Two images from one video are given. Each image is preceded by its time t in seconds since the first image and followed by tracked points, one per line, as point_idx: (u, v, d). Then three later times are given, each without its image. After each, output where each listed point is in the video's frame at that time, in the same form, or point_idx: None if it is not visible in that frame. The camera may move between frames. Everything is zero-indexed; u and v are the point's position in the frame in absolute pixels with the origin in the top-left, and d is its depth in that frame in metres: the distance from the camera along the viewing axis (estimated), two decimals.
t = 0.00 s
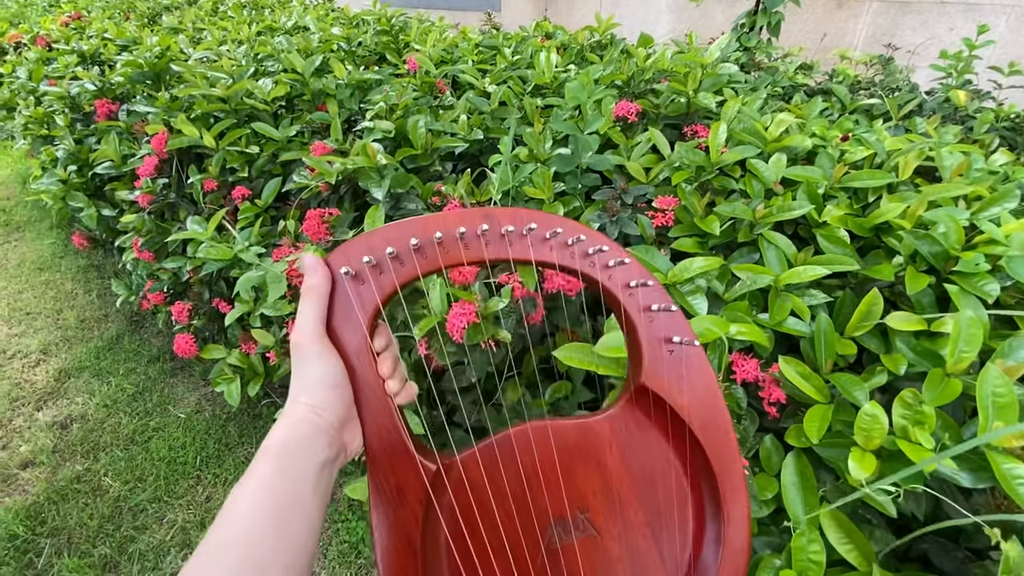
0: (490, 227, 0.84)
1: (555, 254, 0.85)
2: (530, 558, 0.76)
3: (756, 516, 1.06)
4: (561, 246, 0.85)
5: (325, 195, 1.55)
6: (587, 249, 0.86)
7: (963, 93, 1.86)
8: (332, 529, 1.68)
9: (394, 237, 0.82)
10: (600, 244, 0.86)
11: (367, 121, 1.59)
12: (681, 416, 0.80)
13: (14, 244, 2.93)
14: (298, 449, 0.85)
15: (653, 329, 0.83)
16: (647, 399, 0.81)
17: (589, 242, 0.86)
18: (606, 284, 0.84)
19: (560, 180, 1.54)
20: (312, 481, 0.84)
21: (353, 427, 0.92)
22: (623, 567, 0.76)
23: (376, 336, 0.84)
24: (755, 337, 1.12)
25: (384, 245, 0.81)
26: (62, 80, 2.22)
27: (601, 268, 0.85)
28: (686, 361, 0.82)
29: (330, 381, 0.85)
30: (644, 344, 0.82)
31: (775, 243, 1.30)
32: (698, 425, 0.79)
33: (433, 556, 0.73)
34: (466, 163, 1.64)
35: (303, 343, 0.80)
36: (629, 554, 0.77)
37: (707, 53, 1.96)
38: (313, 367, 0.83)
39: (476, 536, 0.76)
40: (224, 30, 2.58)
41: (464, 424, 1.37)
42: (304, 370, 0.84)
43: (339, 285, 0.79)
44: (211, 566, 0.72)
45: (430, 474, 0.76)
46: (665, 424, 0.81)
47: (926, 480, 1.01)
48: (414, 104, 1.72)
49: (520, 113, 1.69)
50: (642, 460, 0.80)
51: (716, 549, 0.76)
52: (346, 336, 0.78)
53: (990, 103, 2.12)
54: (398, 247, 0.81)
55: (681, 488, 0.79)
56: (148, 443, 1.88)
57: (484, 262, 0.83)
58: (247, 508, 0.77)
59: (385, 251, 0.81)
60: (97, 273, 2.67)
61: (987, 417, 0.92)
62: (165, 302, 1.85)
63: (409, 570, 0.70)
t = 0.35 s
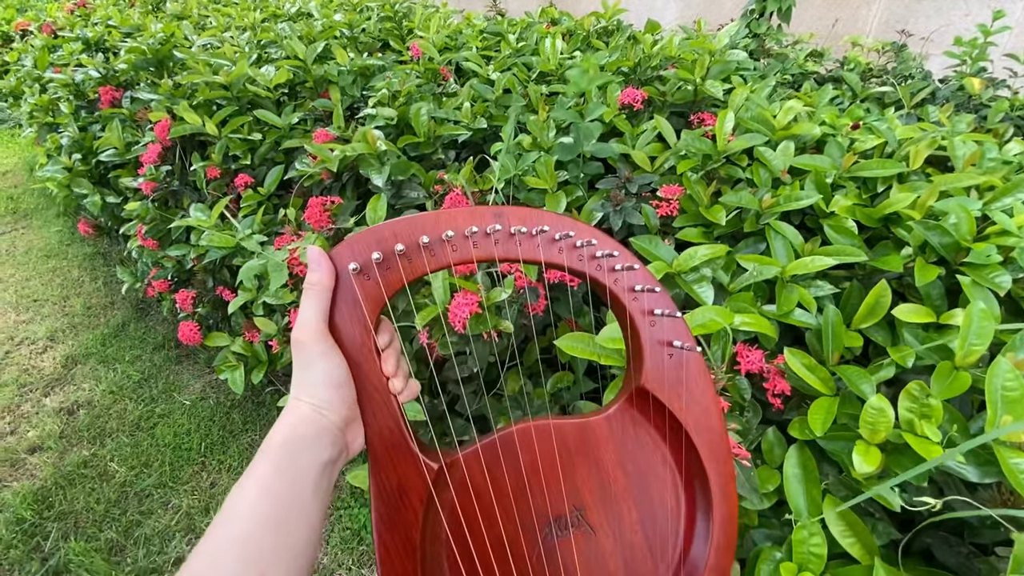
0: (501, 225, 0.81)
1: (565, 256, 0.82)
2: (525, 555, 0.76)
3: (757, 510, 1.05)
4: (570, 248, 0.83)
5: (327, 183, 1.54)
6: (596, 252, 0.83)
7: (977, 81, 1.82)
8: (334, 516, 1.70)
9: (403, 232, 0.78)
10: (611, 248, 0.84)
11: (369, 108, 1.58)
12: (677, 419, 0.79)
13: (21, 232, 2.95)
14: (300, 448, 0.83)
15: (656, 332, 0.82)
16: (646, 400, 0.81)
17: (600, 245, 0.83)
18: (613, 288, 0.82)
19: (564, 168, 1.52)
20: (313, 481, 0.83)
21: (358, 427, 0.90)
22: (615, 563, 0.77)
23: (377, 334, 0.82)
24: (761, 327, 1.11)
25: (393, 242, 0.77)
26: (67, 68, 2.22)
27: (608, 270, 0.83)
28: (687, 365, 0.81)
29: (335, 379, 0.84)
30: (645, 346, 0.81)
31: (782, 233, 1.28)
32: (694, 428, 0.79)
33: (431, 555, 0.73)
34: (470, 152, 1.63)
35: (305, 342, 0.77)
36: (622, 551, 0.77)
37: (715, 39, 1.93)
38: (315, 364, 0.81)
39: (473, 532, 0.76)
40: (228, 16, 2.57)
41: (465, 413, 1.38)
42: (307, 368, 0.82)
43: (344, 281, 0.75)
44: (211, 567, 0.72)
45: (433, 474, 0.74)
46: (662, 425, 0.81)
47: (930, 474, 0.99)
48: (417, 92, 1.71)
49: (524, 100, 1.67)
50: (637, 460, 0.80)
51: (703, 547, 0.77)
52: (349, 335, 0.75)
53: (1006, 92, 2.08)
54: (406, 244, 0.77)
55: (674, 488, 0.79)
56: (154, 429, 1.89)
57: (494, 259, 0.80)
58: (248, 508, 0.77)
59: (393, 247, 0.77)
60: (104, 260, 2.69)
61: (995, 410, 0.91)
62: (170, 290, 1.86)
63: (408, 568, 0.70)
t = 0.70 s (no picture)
0: (508, 211, 0.80)
1: (571, 244, 0.82)
2: (520, 538, 0.78)
3: (755, 499, 1.05)
4: (576, 236, 0.82)
5: (330, 170, 1.54)
6: (602, 241, 0.83)
7: (989, 70, 1.79)
8: (337, 500, 1.72)
9: (407, 216, 0.77)
10: (618, 238, 0.83)
11: (372, 95, 1.58)
12: (675, 409, 0.80)
13: (28, 217, 2.97)
14: (299, 437, 0.84)
15: (656, 322, 0.82)
16: (645, 389, 0.81)
17: (607, 235, 0.83)
18: (617, 277, 0.82)
19: (568, 156, 1.52)
20: (313, 470, 0.84)
21: (358, 415, 0.91)
22: (607, 545, 0.79)
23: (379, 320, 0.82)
24: (763, 317, 1.10)
25: (396, 226, 0.76)
26: (71, 53, 2.22)
27: (612, 260, 0.82)
28: (685, 355, 0.81)
29: (336, 367, 0.84)
30: (646, 335, 0.81)
31: (787, 223, 1.27)
32: (690, 418, 0.80)
33: (428, 538, 0.74)
34: (474, 140, 1.62)
35: (306, 327, 0.77)
36: (615, 535, 0.79)
37: (723, 26, 1.90)
38: (316, 350, 0.81)
39: (469, 516, 0.77)
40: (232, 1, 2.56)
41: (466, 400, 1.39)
42: (307, 355, 0.82)
43: (346, 266, 0.74)
44: (214, 552, 0.74)
45: (432, 461, 0.74)
46: (659, 413, 0.81)
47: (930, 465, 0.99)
48: (420, 78, 1.70)
49: (528, 88, 1.66)
50: (633, 447, 0.81)
51: (691, 531, 0.80)
52: (350, 321, 0.75)
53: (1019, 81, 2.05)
54: (412, 229, 0.77)
55: (667, 475, 0.81)
56: (160, 413, 1.92)
57: (499, 246, 0.80)
58: (247, 498, 0.78)
59: (396, 232, 0.76)
60: (110, 246, 2.70)
61: (997, 403, 0.90)
62: (175, 276, 1.87)
63: (406, 550, 0.72)
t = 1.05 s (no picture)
0: (505, 208, 0.79)
1: (570, 241, 0.80)
2: (520, 538, 0.77)
3: (752, 490, 1.05)
4: (574, 232, 0.81)
5: (331, 157, 1.53)
6: (601, 237, 0.82)
7: (1002, 60, 1.76)
8: (336, 486, 1.73)
9: (402, 214, 0.77)
10: (616, 234, 0.82)
11: (374, 80, 1.57)
12: (675, 407, 0.79)
13: (33, 202, 2.98)
14: (294, 439, 0.84)
15: (656, 319, 0.81)
16: (645, 387, 0.80)
17: (605, 231, 0.82)
18: (615, 275, 0.81)
19: (570, 145, 1.50)
20: (309, 473, 0.84)
21: (353, 416, 0.91)
22: (608, 546, 0.78)
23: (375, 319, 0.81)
24: (764, 308, 1.09)
25: (390, 225, 0.76)
26: (74, 37, 2.21)
27: (611, 257, 0.82)
28: (684, 353, 0.81)
29: (331, 369, 0.84)
30: (646, 334, 0.80)
31: (790, 214, 1.26)
32: (691, 417, 0.79)
33: (427, 538, 0.73)
34: (476, 127, 1.61)
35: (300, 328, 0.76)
36: (616, 535, 0.79)
37: (731, 14, 1.88)
38: (308, 352, 0.81)
39: (468, 514, 0.76)
40: None
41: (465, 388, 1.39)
42: (300, 356, 0.82)
43: (339, 265, 0.74)
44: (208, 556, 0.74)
45: (430, 460, 0.75)
46: (659, 411, 0.81)
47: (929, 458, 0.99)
48: (423, 65, 1.69)
49: (532, 74, 1.64)
50: (634, 447, 0.80)
51: (694, 532, 0.79)
52: (345, 320, 0.74)
53: None
54: (407, 227, 0.76)
55: (668, 475, 0.80)
56: (161, 399, 1.93)
57: (496, 244, 0.78)
58: (241, 500, 0.78)
59: (391, 229, 0.76)
60: (113, 232, 2.71)
61: (998, 397, 0.90)
62: (177, 262, 1.88)
63: (404, 553, 0.71)
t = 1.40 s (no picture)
0: (508, 198, 0.79)
1: (574, 233, 0.80)
2: (517, 532, 0.77)
3: (751, 490, 1.05)
4: (580, 225, 0.81)
5: (334, 150, 1.53)
6: (607, 230, 0.81)
7: (1014, 59, 1.73)
8: (337, 479, 1.74)
9: (404, 201, 0.76)
10: (623, 227, 0.82)
11: (379, 74, 1.57)
12: (679, 405, 0.79)
13: (40, 192, 3.00)
14: (291, 425, 0.84)
15: (662, 315, 0.81)
16: (648, 384, 0.80)
17: (611, 224, 0.81)
18: (622, 268, 0.81)
19: (575, 140, 1.50)
20: (305, 459, 0.84)
21: (351, 403, 0.90)
22: (606, 541, 0.78)
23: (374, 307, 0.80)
24: (766, 308, 1.08)
25: (392, 211, 0.75)
26: (81, 27, 2.21)
27: (618, 250, 0.81)
28: (690, 350, 0.81)
29: (328, 356, 0.83)
30: (651, 330, 0.80)
31: (795, 213, 1.25)
32: (694, 414, 0.79)
33: (423, 529, 0.73)
34: (480, 122, 1.60)
35: (297, 315, 0.75)
36: (614, 532, 0.78)
37: (739, 9, 1.86)
38: (306, 338, 0.79)
39: (466, 508, 0.76)
40: None
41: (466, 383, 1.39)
42: (298, 342, 0.81)
43: (340, 251, 0.74)
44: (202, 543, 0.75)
45: (427, 450, 0.75)
46: (662, 410, 0.81)
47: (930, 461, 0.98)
48: (428, 58, 1.68)
49: (537, 69, 1.63)
50: (635, 445, 0.80)
51: (694, 530, 0.79)
52: (346, 307, 0.75)
53: None
54: (408, 215, 0.76)
55: (670, 472, 0.80)
56: (165, 388, 1.94)
57: (499, 234, 0.78)
58: (236, 486, 0.78)
59: (392, 217, 0.75)
60: (119, 223, 2.72)
61: (1001, 400, 0.89)
62: (181, 253, 1.89)
63: (400, 544, 0.71)
